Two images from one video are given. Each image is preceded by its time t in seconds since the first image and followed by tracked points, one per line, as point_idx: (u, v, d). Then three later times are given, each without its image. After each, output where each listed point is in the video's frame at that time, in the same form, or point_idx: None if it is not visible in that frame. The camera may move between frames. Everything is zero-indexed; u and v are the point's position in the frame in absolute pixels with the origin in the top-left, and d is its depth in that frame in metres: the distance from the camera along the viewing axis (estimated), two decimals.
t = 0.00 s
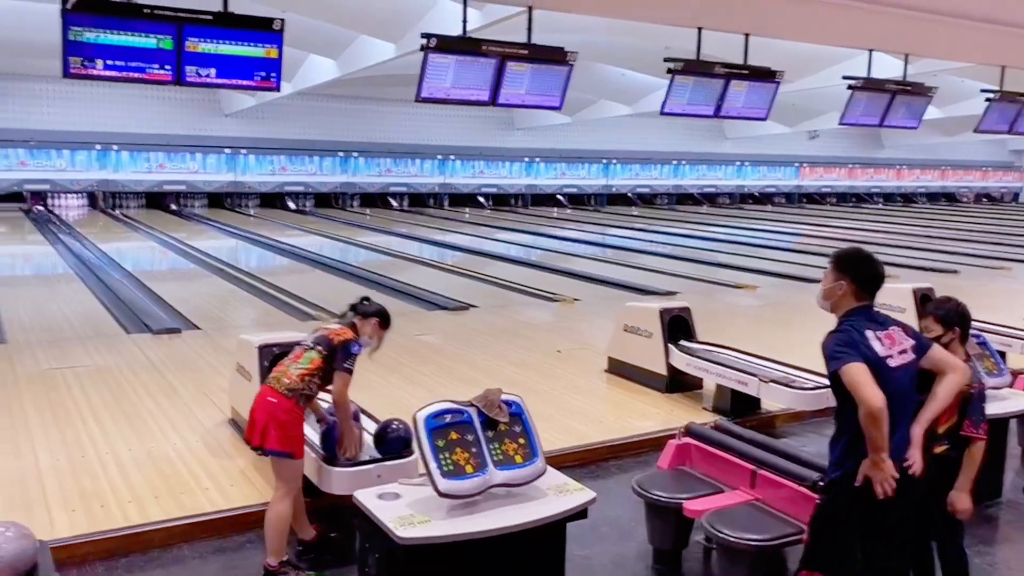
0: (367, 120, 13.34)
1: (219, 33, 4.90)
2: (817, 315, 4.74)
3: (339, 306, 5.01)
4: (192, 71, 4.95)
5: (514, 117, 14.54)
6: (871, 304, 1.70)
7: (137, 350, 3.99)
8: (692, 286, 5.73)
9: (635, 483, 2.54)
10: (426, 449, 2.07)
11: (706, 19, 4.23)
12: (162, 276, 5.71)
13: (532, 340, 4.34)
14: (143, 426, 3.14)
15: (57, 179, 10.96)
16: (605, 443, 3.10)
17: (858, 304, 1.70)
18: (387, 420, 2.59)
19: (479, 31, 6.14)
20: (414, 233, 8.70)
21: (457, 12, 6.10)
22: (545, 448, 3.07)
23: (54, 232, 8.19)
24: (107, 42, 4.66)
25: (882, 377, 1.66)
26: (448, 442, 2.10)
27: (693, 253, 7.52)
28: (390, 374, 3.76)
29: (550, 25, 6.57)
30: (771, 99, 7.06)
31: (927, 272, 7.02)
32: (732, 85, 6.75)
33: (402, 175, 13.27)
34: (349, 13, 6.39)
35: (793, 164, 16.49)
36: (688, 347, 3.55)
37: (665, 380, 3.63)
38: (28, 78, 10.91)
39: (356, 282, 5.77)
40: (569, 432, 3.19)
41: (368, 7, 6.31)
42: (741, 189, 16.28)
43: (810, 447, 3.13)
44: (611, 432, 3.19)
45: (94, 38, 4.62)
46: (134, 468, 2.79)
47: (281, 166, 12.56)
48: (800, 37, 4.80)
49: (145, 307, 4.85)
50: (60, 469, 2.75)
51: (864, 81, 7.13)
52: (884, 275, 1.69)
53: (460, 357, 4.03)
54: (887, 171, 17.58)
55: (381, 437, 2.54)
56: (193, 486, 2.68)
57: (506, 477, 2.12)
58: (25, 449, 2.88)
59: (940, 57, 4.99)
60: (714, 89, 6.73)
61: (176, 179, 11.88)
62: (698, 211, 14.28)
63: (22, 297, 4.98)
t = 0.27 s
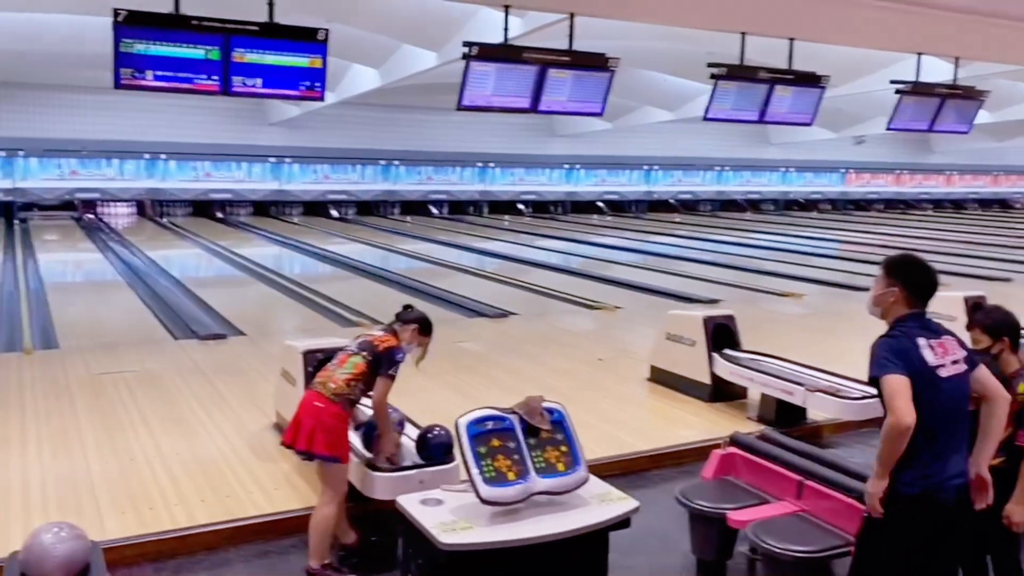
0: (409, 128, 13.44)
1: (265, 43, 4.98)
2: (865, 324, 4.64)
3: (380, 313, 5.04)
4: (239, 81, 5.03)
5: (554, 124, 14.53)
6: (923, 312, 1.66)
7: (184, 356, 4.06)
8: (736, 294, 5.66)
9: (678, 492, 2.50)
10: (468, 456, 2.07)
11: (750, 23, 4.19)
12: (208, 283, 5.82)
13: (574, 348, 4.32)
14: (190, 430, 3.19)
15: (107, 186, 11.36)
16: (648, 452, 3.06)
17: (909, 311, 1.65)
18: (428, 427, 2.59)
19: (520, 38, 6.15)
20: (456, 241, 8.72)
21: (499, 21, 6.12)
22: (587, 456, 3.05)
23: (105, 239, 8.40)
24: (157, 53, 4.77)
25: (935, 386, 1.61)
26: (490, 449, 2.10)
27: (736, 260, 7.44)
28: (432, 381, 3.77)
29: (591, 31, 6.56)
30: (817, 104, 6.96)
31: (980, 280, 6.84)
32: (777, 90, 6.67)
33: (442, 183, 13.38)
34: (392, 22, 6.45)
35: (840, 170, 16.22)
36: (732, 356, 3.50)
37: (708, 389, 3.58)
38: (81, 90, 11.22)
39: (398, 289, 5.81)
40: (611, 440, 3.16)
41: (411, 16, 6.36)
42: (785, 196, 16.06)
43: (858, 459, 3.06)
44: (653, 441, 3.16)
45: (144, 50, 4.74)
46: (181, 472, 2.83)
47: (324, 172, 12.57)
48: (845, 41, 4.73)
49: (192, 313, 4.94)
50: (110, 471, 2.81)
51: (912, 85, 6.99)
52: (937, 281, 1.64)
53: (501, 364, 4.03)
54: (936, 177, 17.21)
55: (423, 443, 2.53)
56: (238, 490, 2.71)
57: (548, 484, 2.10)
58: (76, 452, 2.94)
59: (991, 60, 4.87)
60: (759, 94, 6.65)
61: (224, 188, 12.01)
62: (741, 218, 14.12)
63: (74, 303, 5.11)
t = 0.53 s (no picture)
0: (437, 132, 13.51)
1: (297, 47, 5.05)
2: (896, 332, 4.58)
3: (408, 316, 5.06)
4: (271, 84, 5.10)
5: (583, 128, 14.52)
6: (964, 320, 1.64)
7: (214, 356, 4.11)
8: (765, 300, 5.62)
9: (705, 499, 2.49)
10: (494, 459, 2.06)
11: (781, 27, 4.16)
12: (238, 284, 5.88)
13: (601, 353, 4.31)
14: (219, 430, 3.22)
15: (141, 188, 11.52)
16: (675, 458, 3.05)
17: (950, 319, 1.63)
18: (456, 429, 2.62)
19: (549, 43, 6.17)
20: (483, 244, 8.74)
21: (528, 25, 6.14)
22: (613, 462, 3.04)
23: (138, 240, 8.52)
24: (191, 57, 4.84)
25: (969, 398, 1.58)
26: (516, 453, 2.09)
27: (766, 266, 7.38)
28: (458, 384, 3.78)
29: (619, 36, 6.56)
30: (848, 109, 6.89)
31: (1015, 288, 6.72)
32: (808, 95, 6.61)
33: (470, 187, 13.45)
34: (422, 26, 6.49)
35: (872, 176, 16.05)
36: (761, 362, 3.48)
37: (737, 396, 3.56)
38: (115, 93, 11.41)
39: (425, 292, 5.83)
40: (638, 446, 3.15)
41: (440, 20, 6.40)
42: (816, 202, 15.90)
43: (889, 468, 3.02)
44: (680, 448, 3.14)
45: (179, 54, 4.79)
46: (210, 470, 2.87)
47: (353, 177, 12.78)
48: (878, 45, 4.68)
49: (222, 314, 5.00)
50: (141, 469, 2.85)
51: (946, 91, 6.89)
52: (983, 291, 1.62)
53: (527, 368, 4.03)
54: (970, 184, 16.97)
55: (451, 442, 2.56)
56: (266, 490, 2.74)
57: (575, 489, 2.10)
58: (108, 449, 2.99)
59: None
60: (789, 99, 6.61)
61: (255, 191, 12.14)
62: (771, 224, 14.02)
63: (108, 303, 5.18)
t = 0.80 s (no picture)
0: (456, 132, 13.55)
1: (317, 46, 5.08)
2: (916, 338, 4.55)
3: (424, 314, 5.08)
4: (292, 82, 5.12)
5: (602, 129, 14.51)
6: (989, 325, 1.62)
7: (233, 352, 4.14)
8: (783, 302, 5.59)
9: (720, 501, 2.47)
10: (509, 458, 2.06)
11: (803, 28, 4.13)
12: (256, 281, 5.92)
13: (617, 354, 4.29)
14: (236, 425, 3.25)
15: (162, 184, 11.69)
16: (690, 460, 3.03)
17: (974, 323, 1.62)
18: (472, 428, 2.63)
19: (569, 43, 6.16)
20: (500, 244, 8.76)
21: (548, 25, 6.16)
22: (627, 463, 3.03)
23: (159, 236, 8.63)
24: (213, 55, 4.86)
25: (987, 403, 1.56)
26: (531, 452, 2.09)
27: (783, 269, 7.34)
28: (474, 383, 3.78)
29: (640, 37, 6.54)
30: (870, 112, 6.85)
31: None
32: (830, 97, 6.57)
33: (489, 187, 13.50)
34: (443, 25, 6.52)
35: (892, 180, 15.95)
36: (778, 365, 3.45)
37: (753, 399, 3.53)
38: (138, 90, 11.54)
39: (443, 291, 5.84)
40: (653, 447, 3.14)
41: (461, 19, 6.42)
42: (836, 205, 15.82)
43: (906, 474, 3.00)
44: (696, 450, 3.12)
45: (201, 51, 4.83)
46: (227, 465, 2.89)
47: (372, 175, 12.85)
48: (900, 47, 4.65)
49: (241, 310, 5.04)
50: (158, 462, 2.87)
51: (970, 94, 6.82)
52: (1009, 297, 1.60)
53: (543, 368, 4.03)
54: (992, 189, 16.84)
55: (466, 442, 2.57)
56: (282, 485, 2.75)
57: (589, 489, 2.10)
58: (127, 442, 3.02)
59: None
60: (810, 101, 6.56)
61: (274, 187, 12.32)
62: (789, 227, 13.97)
63: (127, 297, 5.25)
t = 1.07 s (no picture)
0: (476, 128, 13.54)
1: (340, 42, 5.09)
2: (938, 341, 4.50)
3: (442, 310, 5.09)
4: (313, 78, 5.14)
5: (622, 126, 14.45)
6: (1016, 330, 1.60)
7: (252, 345, 4.17)
8: (804, 303, 5.55)
9: (738, 503, 2.46)
10: (527, 456, 2.06)
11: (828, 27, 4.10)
12: (276, 275, 5.95)
13: (635, 353, 4.28)
14: (255, 417, 3.27)
15: (182, 178, 11.61)
16: (708, 461, 3.02)
17: (999, 327, 1.60)
18: (489, 425, 2.61)
19: (590, 41, 6.15)
20: (519, 241, 8.75)
21: (569, 22, 6.18)
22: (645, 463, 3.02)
23: (180, 230, 8.67)
24: (236, 50, 4.91)
25: (1015, 409, 1.54)
26: (549, 451, 2.09)
27: (804, 270, 7.29)
28: (491, 380, 3.78)
29: (661, 34, 6.51)
30: (894, 112, 6.79)
31: None
32: (853, 97, 6.51)
33: (508, 183, 13.43)
34: (465, 22, 6.52)
35: (915, 181, 15.79)
36: (798, 367, 3.43)
37: (772, 400, 3.52)
38: (160, 84, 11.61)
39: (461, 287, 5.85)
40: (671, 447, 3.13)
41: (482, 16, 6.41)
42: (858, 206, 15.68)
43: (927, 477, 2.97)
44: (715, 450, 3.11)
45: (224, 46, 4.87)
46: (245, 458, 2.91)
47: (392, 171, 12.85)
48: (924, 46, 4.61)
49: (261, 303, 5.07)
50: (177, 454, 2.90)
51: (997, 95, 6.74)
52: None
53: (561, 366, 4.02)
54: (1017, 190, 16.65)
55: (483, 438, 2.55)
56: (300, 478, 2.77)
57: (607, 488, 2.09)
58: (148, 434, 3.05)
59: None
60: (833, 100, 6.51)
61: (295, 183, 12.30)
62: (810, 227, 13.86)
63: (148, 290, 5.29)
